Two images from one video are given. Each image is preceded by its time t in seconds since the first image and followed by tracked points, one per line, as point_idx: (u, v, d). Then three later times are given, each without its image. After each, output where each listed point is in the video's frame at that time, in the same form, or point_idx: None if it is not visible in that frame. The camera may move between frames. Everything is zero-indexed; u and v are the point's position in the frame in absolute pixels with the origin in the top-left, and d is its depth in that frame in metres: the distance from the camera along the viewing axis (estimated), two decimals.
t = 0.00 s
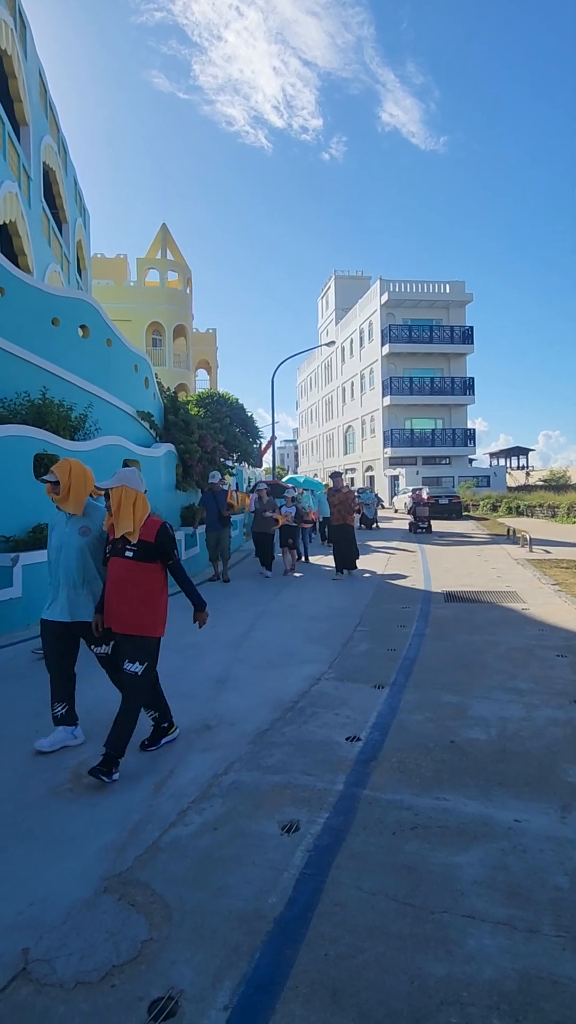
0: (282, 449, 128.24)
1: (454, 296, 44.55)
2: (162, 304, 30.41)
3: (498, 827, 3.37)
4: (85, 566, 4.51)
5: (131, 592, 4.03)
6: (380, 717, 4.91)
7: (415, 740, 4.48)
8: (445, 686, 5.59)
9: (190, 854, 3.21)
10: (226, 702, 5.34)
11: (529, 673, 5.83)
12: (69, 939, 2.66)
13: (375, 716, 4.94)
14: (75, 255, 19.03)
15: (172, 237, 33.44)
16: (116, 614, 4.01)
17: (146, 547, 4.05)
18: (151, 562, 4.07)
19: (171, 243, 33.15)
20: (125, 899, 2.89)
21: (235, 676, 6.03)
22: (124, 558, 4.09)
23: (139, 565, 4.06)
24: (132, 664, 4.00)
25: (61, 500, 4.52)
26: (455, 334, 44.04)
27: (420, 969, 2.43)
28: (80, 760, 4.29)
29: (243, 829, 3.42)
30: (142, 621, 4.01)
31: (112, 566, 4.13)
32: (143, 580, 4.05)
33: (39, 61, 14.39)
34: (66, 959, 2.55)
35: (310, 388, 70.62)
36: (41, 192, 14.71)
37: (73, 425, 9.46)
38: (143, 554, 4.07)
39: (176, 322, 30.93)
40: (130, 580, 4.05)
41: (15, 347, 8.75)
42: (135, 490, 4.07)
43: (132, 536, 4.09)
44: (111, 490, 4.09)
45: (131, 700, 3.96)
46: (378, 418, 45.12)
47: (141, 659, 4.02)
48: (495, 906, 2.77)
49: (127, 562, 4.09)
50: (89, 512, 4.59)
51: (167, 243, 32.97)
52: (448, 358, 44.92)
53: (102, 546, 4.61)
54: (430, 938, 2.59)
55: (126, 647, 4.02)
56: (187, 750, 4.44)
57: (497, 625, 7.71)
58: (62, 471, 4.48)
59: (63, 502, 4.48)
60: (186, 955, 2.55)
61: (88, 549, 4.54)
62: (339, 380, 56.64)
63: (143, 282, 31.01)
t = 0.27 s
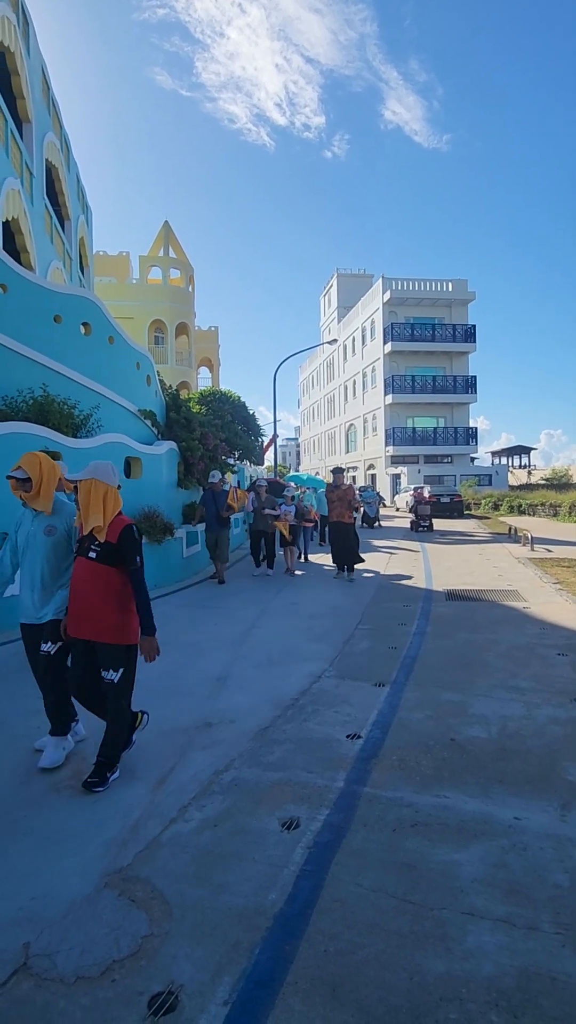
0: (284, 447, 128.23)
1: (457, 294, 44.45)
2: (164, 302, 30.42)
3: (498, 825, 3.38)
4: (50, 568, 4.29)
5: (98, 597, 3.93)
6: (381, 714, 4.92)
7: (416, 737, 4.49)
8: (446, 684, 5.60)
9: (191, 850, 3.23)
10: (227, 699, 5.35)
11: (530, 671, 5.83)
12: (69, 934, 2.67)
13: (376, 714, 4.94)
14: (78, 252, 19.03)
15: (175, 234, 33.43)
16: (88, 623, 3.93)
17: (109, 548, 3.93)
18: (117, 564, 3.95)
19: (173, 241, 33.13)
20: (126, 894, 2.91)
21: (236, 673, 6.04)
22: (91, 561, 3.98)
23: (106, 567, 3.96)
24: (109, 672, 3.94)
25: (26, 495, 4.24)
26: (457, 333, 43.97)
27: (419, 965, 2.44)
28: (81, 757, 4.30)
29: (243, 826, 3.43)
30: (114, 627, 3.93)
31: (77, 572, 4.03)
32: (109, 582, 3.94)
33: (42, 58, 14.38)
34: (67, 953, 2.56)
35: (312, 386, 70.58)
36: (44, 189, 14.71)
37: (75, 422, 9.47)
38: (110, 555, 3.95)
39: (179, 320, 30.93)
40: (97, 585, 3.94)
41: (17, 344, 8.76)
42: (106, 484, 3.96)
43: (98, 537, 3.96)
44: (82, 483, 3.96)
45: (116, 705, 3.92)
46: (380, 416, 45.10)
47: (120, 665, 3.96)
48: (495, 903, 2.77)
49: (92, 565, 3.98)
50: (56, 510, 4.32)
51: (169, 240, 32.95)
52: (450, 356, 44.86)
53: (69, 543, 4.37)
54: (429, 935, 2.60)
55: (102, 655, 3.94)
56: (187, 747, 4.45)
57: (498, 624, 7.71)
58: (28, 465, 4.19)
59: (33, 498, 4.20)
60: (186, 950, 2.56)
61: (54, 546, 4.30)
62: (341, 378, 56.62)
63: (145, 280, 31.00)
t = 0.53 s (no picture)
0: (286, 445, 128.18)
1: (461, 291, 44.37)
2: (167, 299, 30.41)
3: (499, 823, 3.38)
4: (3, 575, 3.87)
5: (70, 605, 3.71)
6: (383, 712, 4.92)
7: (418, 735, 4.49)
8: (447, 682, 5.59)
9: (192, 847, 3.23)
10: (229, 696, 5.36)
11: (532, 670, 5.83)
12: (71, 929, 2.68)
13: (378, 711, 4.95)
14: (81, 249, 19.02)
15: (178, 231, 33.40)
16: (57, 633, 3.68)
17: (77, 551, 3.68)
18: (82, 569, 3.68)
19: (177, 237, 33.09)
20: (127, 890, 2.92)
21: (238, 670, 6.05)
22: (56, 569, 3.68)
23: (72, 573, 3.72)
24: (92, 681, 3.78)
25: None
26: (461, 330, 43.85)
27: (420, 962, 2.45)
28: (83, 753, 4.31)
29: (245, 822, 3.44)
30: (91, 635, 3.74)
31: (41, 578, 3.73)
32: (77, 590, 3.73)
33: (46, 54, 14.35)
34: (69, 948, 2.57)
35: (315, 384, 70.54)
36: (47, 186, 14.70)
37: (78, 419, 9.48)
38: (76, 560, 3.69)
39: (182, 317, 30.94)
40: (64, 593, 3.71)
41: (20, 341, 8.76)
42: (69, 482, 3.69)
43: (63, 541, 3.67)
44: (44, 483, 3.70)
45: (106, 713, 3.84)
46: (383, 414, 45.04)
47: (102, 672, 3.82)
48: (495, 901, 2.78)
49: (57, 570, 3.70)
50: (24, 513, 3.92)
51: (173, 237, 32.90)
52: (453, 354, 44.76)
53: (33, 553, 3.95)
54: (430, 932, 2.60)
55: (81, 665, 3.75)
56: (189, 743, 4.46)
57: (500, 622, 7.70)
58: None
59: None
60: (187, 946, 2.57)
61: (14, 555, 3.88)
62: (345, 376, 56.56)
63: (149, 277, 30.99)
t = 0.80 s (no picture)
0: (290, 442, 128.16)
1: (464, 288, 44.28)
2: (171, 296, 30.42)
3: (503, 820, 3.39)
4: None
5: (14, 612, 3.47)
6: (386, 709, 4.93)
7: (421, 732, 4.50)
8: (450, 679, 5.60)
9: (196, 842, 3.25)
10: (232, 692, 5.38)
11: (536, 667, 5.82)
12: (75, 923, 2.69)
13: (381, 708, 4.96)
14: (85, 246, 19.02)
15: (182, 228, 33.40)
16: None
17: (23, 552, 3.47)
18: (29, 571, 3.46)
19: (181, 234, 33.06)
20: (131, 885, 2.93)
21: (241, 667, 6.07)
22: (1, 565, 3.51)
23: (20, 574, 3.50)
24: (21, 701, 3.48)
25: None
26: (465, 327, 43.69)
27: (423, 958, 2.45)
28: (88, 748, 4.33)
29: (248, 818, 3.45)
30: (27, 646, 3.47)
31: None
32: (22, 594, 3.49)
33: (50, 50, 14.34)
34: (73, 942, 2.59)
35: (319, 381, 70.47)
36: (51, 183, 14.70)
37: (82, 416, 9.48)
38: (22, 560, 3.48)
39: (186, 314, 30.95)
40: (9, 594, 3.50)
41: (24, 337, 8.76)
42: (20, 476, 3.55)
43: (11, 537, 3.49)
44: None
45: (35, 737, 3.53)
46: (387, 412, 44.98)
47: (33, 695, 3.51)
48: (498, 898, 2.78)
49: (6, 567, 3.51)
50: None
51: (177, 233, 32.87)
52: (458, 351, 44.64)
53: None
54: (433, 928, 2.61)
55: (16, 680, 3.48)
56: (193, 739, 4.47)
57: (504, 620, 7.69)
58: None
59: None
60: (191, 941, 2.58)
61: None
62: (348, 373, 56.49)
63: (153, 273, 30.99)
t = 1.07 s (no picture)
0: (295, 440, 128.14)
1: (470, 284, 44.11)
2: (176, 293, 30.42)
3: (508, 817, 3.39)
4: None
5: None
6: (391, 706, 4.93)
7: (426, 729, 4.50)
8: (455, 676, 5.60)
9: (202, 837, 3.26)
10: (237, 688, 5.39)
11: (541, 665, 5.81)
12: (82, 917, 2.71)
13: (386, 705, 4.96)
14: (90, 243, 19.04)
15: (187, 224, 33.39)
16: None
17: None
18: None
19: (186, 231, 33.05)
20: (137, 880, 2.94)
21: (246, 663, 6.07)
22: None
23: None
24: None
25: None
26: (471, 324, 43.57)
27: (428, 954, 2.46)
28: (93, 744, 4.34)
29: (253, 814, 3.45)
30: None
31: None
32: None
33: (55, 46, 14.33)
34: (79, 936, 2.60)
35: (324, 378, 70.37)
36: (56, 179, 14.70)
37: (87, 413, 9.50)
38: None
39: (191, 311, 30.95)
40: None
41: (29, 334, 8.78)
42: None
43: None
44: None
45: None
46: (392, 409, 44.92)
47: None
48: (504, 895, 2.78)
49: None
50: None
51: (182, 230, 32.86)
52: (463, 348, 44.54)
53: None
54: (438, 925, 2.61)
55: None
56: (198, 735, 4.48)
57: (509, 617, 7.68)
58: None
59: None
60: (197, 935, 2.59)
61: None
62: (353, 370, 56.41)
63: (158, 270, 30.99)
